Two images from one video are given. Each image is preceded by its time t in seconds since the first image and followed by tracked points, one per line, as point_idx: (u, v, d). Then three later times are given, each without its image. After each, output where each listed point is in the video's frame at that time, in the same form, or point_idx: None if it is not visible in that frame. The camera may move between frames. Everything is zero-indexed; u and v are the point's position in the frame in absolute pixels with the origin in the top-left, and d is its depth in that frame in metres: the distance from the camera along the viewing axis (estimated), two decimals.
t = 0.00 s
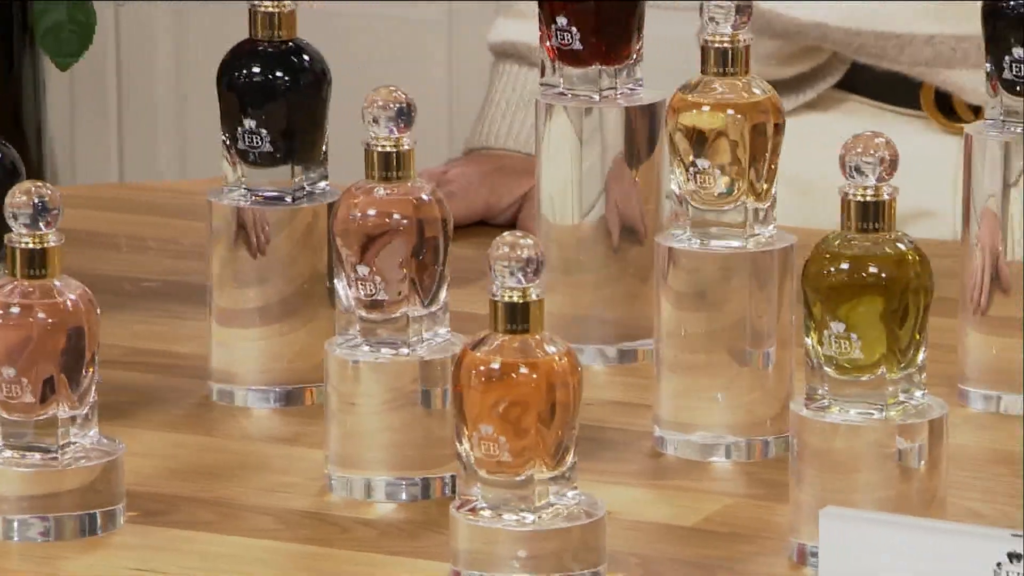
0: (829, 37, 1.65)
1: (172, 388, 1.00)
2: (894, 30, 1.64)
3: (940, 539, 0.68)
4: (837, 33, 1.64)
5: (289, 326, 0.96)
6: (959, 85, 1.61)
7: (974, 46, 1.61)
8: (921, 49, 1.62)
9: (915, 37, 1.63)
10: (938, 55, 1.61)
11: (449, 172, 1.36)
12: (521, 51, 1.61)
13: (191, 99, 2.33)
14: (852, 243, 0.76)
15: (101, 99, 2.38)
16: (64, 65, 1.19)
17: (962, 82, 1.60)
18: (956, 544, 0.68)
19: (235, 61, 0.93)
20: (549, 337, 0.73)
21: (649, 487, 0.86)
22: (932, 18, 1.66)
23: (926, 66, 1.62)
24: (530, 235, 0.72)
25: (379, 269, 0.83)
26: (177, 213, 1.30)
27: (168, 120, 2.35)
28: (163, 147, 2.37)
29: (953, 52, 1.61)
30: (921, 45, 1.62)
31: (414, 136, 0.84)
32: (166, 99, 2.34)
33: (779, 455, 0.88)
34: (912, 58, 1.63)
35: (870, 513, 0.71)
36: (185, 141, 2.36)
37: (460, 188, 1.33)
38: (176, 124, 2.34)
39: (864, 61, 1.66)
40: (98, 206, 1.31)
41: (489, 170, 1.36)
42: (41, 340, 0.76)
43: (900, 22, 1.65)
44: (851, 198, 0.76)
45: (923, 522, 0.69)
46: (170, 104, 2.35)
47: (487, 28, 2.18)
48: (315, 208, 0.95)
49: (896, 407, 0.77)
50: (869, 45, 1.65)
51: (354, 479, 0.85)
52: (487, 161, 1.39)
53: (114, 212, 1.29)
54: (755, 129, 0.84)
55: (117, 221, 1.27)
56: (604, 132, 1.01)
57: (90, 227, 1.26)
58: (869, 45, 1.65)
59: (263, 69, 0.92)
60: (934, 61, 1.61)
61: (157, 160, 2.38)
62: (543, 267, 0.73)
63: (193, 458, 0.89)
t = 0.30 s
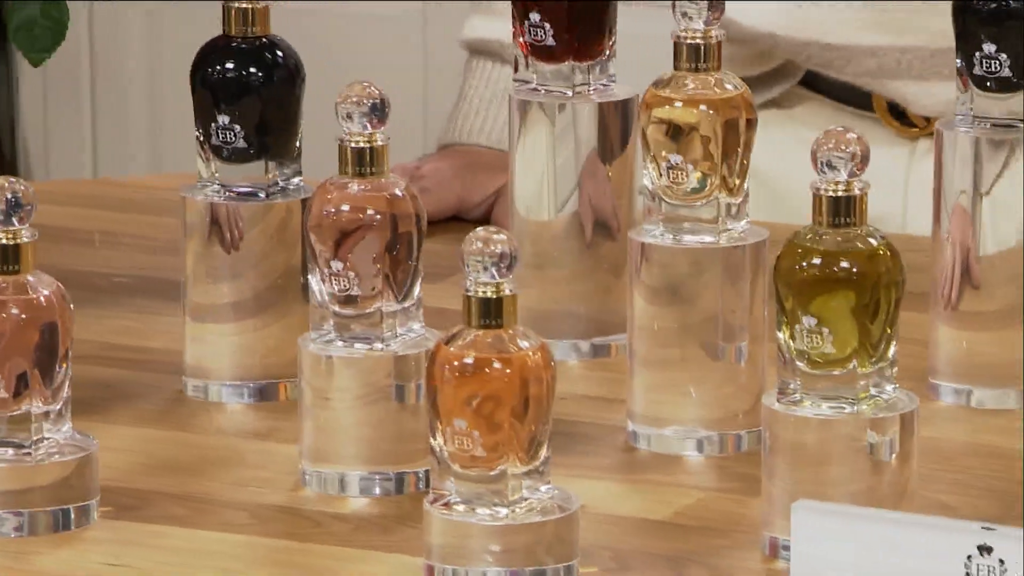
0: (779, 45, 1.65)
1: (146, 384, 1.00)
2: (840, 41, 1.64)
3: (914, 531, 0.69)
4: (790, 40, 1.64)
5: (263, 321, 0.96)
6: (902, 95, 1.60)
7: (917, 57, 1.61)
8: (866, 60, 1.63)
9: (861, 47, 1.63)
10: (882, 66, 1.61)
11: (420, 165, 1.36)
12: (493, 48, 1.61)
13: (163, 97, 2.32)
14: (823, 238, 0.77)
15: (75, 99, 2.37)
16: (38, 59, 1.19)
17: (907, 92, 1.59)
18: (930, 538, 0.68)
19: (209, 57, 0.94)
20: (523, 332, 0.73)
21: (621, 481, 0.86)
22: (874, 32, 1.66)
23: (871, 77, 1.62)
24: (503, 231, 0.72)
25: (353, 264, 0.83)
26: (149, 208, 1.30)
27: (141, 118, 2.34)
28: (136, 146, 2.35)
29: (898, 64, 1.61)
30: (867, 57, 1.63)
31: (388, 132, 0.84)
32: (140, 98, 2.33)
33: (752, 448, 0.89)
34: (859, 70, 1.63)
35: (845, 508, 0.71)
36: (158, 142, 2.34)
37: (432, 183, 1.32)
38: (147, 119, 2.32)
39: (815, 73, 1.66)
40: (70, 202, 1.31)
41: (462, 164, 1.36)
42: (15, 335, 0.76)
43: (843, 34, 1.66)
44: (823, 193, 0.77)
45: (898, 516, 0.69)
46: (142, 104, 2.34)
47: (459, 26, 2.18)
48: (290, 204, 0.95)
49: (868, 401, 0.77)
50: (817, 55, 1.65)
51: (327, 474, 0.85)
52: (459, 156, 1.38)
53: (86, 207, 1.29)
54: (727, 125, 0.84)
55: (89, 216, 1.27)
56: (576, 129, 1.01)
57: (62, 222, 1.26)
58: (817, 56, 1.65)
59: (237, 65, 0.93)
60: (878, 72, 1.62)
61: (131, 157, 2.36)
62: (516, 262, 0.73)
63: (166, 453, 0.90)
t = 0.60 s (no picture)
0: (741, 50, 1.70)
1: (119, 376, 1.00)
2: (794, 47, 1.67)
3: (880, 522, 0.69)
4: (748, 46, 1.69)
5: (236, 314, 0.97)
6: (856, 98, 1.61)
7: (869, 61, 1.61)
8: (821, 65, 1.63)
9: (815, 54, 1.65)
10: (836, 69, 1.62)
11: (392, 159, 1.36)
12: (464, 43, 1.61)
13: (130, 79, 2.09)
14: (790, 231, 0.77)
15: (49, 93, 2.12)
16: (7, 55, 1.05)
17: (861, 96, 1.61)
18: (897, 527, 0.69)
19: (181, 51, 0.94)
20: (494, 323, 0.74)
21: (591, 472, 0.87)
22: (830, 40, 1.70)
23: (827, 82, 1.61)
24: (475, 224, 0.73)
25: (325, 257, 0.84)
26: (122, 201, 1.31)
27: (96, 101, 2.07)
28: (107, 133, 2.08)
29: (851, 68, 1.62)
30: (821, 63, 1.64)
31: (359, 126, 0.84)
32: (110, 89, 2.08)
33: (721, 440, 0.90)
34: (815, 74, 1.63)
35: (812, 496, 0.71)
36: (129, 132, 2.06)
37: (404, 176, 1.33)
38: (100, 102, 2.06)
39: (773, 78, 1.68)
40: (42, 195, 1.31)
41: (433, 158, 1.36)
42: None
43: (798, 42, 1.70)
44: (792, 185, 0.77)
45: (865, 505, 0.70)
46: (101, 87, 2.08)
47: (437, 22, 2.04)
48: (262, 198, 0.96)
49: (835, 393, 0.78)
50: (774, 60, 1.67)
51: (300, 465, 0.86)
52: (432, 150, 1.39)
53: (58, 200, 1.30)
54: (696, 119, 0.85)
55: (61, 210, 1.27)
56: (547, 125, 1.02)
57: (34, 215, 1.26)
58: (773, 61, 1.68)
59: (209, 60, 0.93)
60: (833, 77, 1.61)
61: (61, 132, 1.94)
62: (487, 255, 0.74)
63: (139, 446, 0.90)
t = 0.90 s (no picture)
0: (721, 60, 1.68)
1: (92, 368, 1.01)
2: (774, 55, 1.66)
3: (847, 511, 0.70)
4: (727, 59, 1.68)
5: (208, 306, 0.97)
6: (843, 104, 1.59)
7: (849, 68, 1.62)
8: (801, 73, 1.64)
9: (794, 62, 1.65)
10: (818, 78, 1.62)
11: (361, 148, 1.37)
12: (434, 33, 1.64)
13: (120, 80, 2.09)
14: (760, 223, 0.78)
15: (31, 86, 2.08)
16: None
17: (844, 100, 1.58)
18: (863, 516, 0.70)
19: (153, 44, 0.95)
20: (465, 315, 0.75)
21: (562, 462, 0.87)
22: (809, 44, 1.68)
23: (808, 89, 1.62)
24: (446, 216, 0.73)
25: (298, 249, 0.84)
26: (96, 194, 1.31)
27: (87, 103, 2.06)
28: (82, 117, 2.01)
29: (832, 76, 1.61)
30: (800, 70, 1.64)
31: (331, 120, 0.85)
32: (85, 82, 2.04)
33: (690, 430, 0.90)
34: (794, 81, 1.64)
35: (779, 485, 0.72)
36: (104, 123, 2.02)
37: (375, 167, 1.34)
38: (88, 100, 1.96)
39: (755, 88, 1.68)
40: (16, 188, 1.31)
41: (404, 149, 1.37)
42: None
43: (780, 48, 1.67)
44: (760, 178, 0.78)
45: (830, 494, 0.71)
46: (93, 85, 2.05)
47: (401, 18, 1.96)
48: (233, 190, 0.96)
49: (803, 382, 0.79)
50: (753, 69, 1.67)
51: (274, 456, 0.86)
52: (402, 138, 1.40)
53: (32, 192, 1.30)
54: (666, 111, 0.86)
55: (36, 203, 1.28)
56: (518, 118, 1.03)
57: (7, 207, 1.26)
58: (753, 69, 1.67)
59: (181, 53, 0.94)
60: (813, 84, 1.62)
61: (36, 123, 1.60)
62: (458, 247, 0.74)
63: (112, 437, 0.91)
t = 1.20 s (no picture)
0: (712, 50, 1.71)
1: (66, 360, 1.01)
2: (766, 43, 1.70)
3: (816, 501, 0.71)
4: (717, 49, 1.71)
5: (182, 298, 0.98)
6: (836, 90, 1.68)
7: (845, 52, 1.67)
8: (796, 59, 1.68)
9: (788, 49, 1.69)
10: (813, 64, 1.68)
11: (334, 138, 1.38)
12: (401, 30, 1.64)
13: (93, 80, 2.06)
14: (729, 215, 0.79)
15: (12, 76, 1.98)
16: None
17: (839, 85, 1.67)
18: (831, 506, 0.71)
19: (125, 39, 0.95)
20: (437, 307, 0.75)
21: (533, 452, 0.88)
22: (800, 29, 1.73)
23: (803, 75, 1.68)
24: (418, 208, 0.74)
25: (271, 243, 0.85)
26: (70, 187, 1.31)
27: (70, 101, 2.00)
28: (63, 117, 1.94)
29: (825, 61, 1.68)
30: (794, 57, 1.69)
31: (302, 113, 0.85)
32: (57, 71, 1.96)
33: (660, 420, 0.91)
34: (788, 69, 1.69)
35: (748, 476, 0.73)
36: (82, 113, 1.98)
37: (347, 159, 1.36)
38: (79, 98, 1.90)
39: (746, 76, 1.72)
40: None
41: (376, 142, 1.39)
42: None
43: (772, 35, 1.71)
44: (729, 171, 0.79)
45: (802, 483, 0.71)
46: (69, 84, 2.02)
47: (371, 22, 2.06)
48: (207, 183, 0.97)
49: (772, 372, 0.79)
50: (746, 57, 1.70)
51: (247, 447, 0.87)
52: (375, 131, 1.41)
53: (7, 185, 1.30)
54: (635, 105, 0.87)
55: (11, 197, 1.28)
56: (489, 112, 1.04)
57: None
58: (745, 58, 1.70)
59: (154, 47, 0.94)
60: (808, 70, 1.68)
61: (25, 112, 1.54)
62: (429, 240, 0.75)
63: (86, 429, 0.91)
